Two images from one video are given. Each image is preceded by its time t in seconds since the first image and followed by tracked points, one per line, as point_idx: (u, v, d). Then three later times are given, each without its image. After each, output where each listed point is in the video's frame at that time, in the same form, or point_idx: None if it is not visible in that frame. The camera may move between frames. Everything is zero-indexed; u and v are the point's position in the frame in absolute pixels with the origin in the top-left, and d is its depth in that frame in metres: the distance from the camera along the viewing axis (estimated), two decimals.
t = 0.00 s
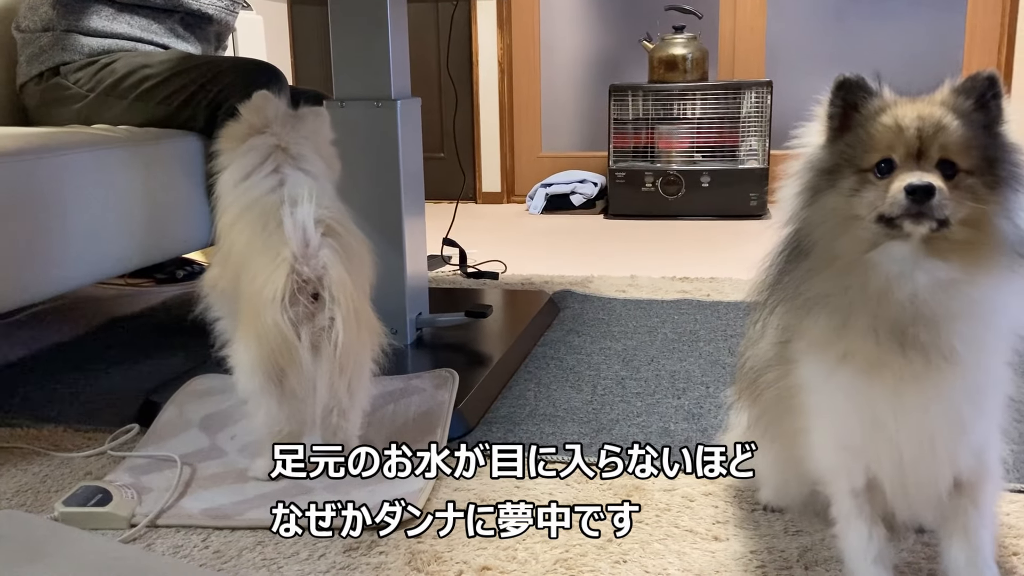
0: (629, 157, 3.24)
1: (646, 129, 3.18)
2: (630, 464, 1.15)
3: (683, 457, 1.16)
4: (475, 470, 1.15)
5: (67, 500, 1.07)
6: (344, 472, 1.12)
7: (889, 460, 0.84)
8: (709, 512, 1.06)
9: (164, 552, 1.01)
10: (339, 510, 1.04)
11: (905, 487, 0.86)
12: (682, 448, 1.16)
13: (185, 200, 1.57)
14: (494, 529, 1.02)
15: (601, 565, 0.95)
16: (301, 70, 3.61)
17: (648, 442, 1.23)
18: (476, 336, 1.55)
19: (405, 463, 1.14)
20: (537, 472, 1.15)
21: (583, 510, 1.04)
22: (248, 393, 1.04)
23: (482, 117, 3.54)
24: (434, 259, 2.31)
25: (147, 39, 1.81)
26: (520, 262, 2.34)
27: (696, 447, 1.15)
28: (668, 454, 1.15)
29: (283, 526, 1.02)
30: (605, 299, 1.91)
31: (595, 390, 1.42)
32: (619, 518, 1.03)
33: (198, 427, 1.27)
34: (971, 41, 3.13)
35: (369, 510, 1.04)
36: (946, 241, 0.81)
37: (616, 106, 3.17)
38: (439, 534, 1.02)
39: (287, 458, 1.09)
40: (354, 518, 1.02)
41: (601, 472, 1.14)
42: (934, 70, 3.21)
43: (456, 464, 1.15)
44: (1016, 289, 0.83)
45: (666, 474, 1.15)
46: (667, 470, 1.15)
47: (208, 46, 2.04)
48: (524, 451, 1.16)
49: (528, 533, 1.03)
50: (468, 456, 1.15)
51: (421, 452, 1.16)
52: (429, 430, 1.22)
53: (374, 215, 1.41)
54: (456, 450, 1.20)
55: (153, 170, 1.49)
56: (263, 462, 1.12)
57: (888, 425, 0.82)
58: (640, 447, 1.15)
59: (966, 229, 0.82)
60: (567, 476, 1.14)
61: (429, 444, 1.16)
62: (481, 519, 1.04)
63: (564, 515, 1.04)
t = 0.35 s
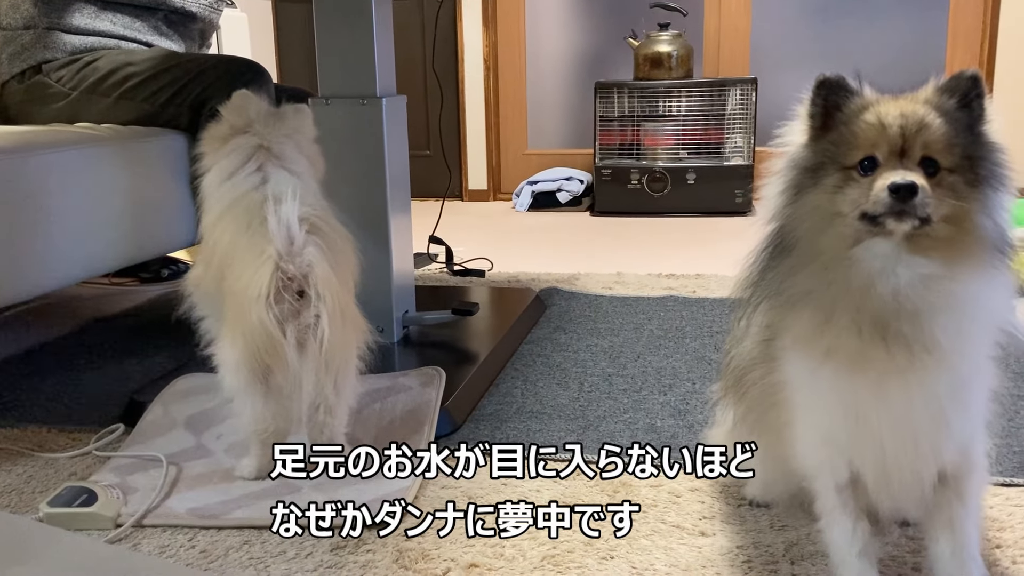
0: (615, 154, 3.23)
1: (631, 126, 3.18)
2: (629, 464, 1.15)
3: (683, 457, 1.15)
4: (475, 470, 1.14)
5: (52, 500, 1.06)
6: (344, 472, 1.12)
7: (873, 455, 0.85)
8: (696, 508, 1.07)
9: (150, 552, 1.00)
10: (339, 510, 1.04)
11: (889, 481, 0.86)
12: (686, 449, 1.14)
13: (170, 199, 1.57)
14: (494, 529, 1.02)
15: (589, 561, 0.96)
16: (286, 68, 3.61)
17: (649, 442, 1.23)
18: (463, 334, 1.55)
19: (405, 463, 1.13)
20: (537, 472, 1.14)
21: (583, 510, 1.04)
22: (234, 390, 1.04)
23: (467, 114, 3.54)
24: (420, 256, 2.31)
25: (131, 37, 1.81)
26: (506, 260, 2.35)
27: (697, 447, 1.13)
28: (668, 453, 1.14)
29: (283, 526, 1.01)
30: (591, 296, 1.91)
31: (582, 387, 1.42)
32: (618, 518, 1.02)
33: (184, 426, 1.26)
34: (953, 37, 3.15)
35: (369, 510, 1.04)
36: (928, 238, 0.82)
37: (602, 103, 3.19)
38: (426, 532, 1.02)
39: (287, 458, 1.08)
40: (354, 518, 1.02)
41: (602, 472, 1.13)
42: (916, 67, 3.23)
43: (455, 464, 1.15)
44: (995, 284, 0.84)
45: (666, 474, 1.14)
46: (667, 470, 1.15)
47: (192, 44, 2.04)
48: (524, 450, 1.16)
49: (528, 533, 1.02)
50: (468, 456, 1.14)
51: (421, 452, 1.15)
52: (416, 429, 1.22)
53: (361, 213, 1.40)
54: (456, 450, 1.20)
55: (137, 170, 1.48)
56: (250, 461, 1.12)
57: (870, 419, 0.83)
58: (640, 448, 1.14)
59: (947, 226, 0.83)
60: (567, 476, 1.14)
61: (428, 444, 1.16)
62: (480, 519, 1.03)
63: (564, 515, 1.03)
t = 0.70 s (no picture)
0: (604, 151, 3.22)
1: (621, 123, 3.18)
2: (630, 464, 1.14)
3: (684, 457, 1.14)
4: (475, 470, 1.13)
5: (39, 501, 1.05)
6: (344, 472, 1.12)
7: (863, 446, 0.84)
8: (686, 504, 1.07)
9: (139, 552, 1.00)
10: (339, 510, 1.03)
11: (878, 473, 0.86)
12: (688, 450, 1.13)
13: (158, 197, 1.56)
14: (494, 529, 1.01)
15: (579, 558, 0.96)
16: (275, 67, 3.60)
17: (651, 442, 1.21)
18: (453, 332, 1.55)
19: (405, 463, 1.12)
20: (537, 472, 1.13)
21: (583, 510, 1.03)
22: (221, 388, 1.04)
23: (457, 113, 3.54)
24: (411, 255, 2.30)
25: (118, 35, 1.81)
26: (497, 258, 2.35)
27: (698, 447, 1.11)
28: (668, 453, 1.13)
29: (283, 526, 1.01)
30: (581, 294, 1.91)
31: (572, 384, 1.43)
32: (618, 518, 1.01)
33: (173, 426, 1.26)
34: (941, 34, 3.16)
35: (368, 510, 1.03)
36: (915, 229, 0.82)
37: (592, 100, 3.17)
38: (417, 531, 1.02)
39: (287, 458, 1.08)
40: (354, 518, 1.01)
41: (602, 472, 1.13)
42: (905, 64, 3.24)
43: (456, 464, 1.14)
44: (982, 276, 0.84)
45: (666, 474, 1.14)
46: (667, 470, 1.14)
47: (179, 42, 2.03)
48: (524, 450, 1.15)
49: (527, 533, 1.02)
50: (468, 456, 1.13)
51: (421, 452, 1.15)
52: (405, 428, 1.22)
53: (350, 211, 1.40)
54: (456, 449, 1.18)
55: (125, 168, 1.47)
56: (240, 459, 1.11)
57: (860, 411, 0.82)
58: (640, 447, 1.14)
59: (935, 218, 0.83)
60: (567, 476, 1.12)
61: (428, 444, 1.15)
62: (480, 519, 1.03)
63: (564, 515, 1.02)
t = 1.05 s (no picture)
0: (597, 150, 3.23)
1: (614, 122, 3.19)
2: (629, 464, 1.14)
3: (684, 457, 1.12)
4: (475, 470, 1.13)
5: (32, 501, 1.05)
6: (344, 472, 1.11)
7: (853, 445, 0.84)
8: (680, 502, 1.07)
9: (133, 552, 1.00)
10: (339, 510, 1.03)
11: (870, 471, 0.86)
12: (688, 450, 1.12)
13: (150, 196, 1.55)
14: (493, 529, 1.01)
15: (573, 556, 0.96)
16: (267, 66, 3.59)
17: (649, 442, 1.21)
18: (447, 330, 1.55)
19: (405, 463, 1.12)
20: (537, 472, 1.13)
21: (583, 510, 1.03)
22: (215, 387, 1.04)
23: (450, 111, 3.54)
24: (404, 253, 2.30)
25: (109, 34, 1.80)
26: (490, 256, 2.35)
27: (698, 448, 1.09)
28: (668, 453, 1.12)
29: (283, 525, 1.00)
30: (574, 292, 1.92)
31: (566, 382, 1.43)
32: (618, 518, 1.01)
33: (166, 426, 1.26)
34: (933, 33, 3.17)
35: (368, 510, 1.03)
36: (904, 228, 0.83)
37: (585, 97, 3.18)
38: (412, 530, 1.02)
39: (286, 458, 1.09)
40: (354, 518, 1.01)
41: (602, 472, 1.12)
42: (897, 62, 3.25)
43: (455, 464, 1.14)
44: (971, 274, 0.84)
45: (666, 474, 1.13)
46: (667, 470, 1.13)
47: (172, 41, 2.02)
48: (523, 450, 1.14)
49: (528, 533, 1.01)
50: (468, 456, 1.12)
51: (421, 452, 1.15)
52: (399, 426, 1.22)
53: (342, 210, 1.40)
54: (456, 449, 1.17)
55: (116, 168, 1.46)
56: (233, 458, 1.11)
57: (850, 409, 0.82)
58: (639, 447, 1.13)
59: (924, 217, 0.83)
60: (567, 476, 1.12)
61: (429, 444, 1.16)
62: (480, 519, 1.03)
63: (564, 515, 1.02)
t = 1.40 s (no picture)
0: (593, 148, 3.23)
1: (609, 120, 3.19)
2: (630, 464, 1.13)
3: (683, 457, 1.12)
4: (475, 470, 1.12)
5: (25, 502, 1.05)
6: (344, 472, 1.11)
7: (845, 441, 0.84)
8: (674, 500, 1.07)
9: (127, 552, 0.99)
10: (339, 510, 1.03)
11: (862, 467, 0.86)
12: (688, 450, 1.11)
13: (144, 196, 1.55)
14: (494, 529, 1.00)
15: (567, 554, 0.96)
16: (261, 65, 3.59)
17: (645, 441, 1.21)
18: (441, 329, 1.55)
19: (406, 463, 1.12)
20: (537, 472, 1.12)
21: (583, 510, 1.02)
22: (210, 385, 1.04)
23: (445, 110, 3.54)
24: (399, 252, 2.30)
25: (102, 33, 1.80)
26: (485, 255, 2.35)
27: (697, 448, 1.08)
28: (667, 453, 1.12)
29: (283, 525, 1.00)
30: (569, 290, 1.92)
31: (560, 380, 1.43)
32: (618, 518, 1.00)
33: (160, 425, 1.26)
34: (927, 31, 3.17)
35: (369, 510, 1.03)
36: (893, 224, 0.83)
37: (580, 96, 3.18)
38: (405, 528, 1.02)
39: (287, 458, 1.08)
40: (354, 518, 1.01)
41: (602, 472, 1.11)
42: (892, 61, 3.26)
43: (456, 464, 1.13)
44: (961, 270, 0.84)
45: (666, 474, 1.12)
46: (667, 470, 1.13)
47: (165, 40, 2.02)
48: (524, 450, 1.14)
49: (529, 533, 1.01)
50: (468, 456, 1.12)
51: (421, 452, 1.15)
52: (394, 425, 1.22)
53: (336, 208, 1.40)
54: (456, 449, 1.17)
55: (110, 167, 1.46)
56: (228, 457, 1.11)
57: (842, 406, 0.82)
58: (640, 447, 1.13)
59: (912, 213, 0.84)
60: (568, 476, 1.11)
61: (428, 444, 1.15)
62: (480, 519, 1.02)
63: (564, 515, 1.01)
